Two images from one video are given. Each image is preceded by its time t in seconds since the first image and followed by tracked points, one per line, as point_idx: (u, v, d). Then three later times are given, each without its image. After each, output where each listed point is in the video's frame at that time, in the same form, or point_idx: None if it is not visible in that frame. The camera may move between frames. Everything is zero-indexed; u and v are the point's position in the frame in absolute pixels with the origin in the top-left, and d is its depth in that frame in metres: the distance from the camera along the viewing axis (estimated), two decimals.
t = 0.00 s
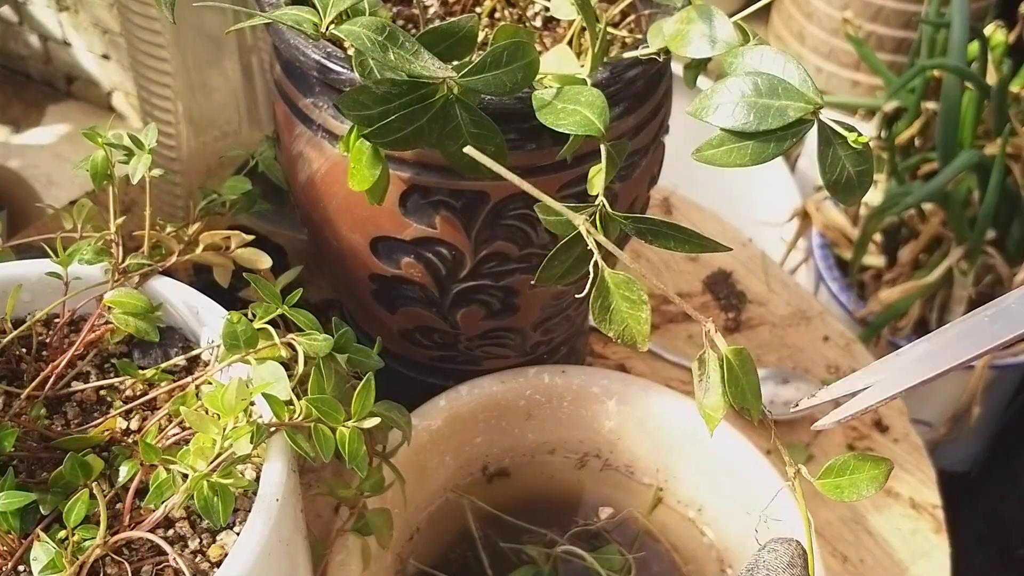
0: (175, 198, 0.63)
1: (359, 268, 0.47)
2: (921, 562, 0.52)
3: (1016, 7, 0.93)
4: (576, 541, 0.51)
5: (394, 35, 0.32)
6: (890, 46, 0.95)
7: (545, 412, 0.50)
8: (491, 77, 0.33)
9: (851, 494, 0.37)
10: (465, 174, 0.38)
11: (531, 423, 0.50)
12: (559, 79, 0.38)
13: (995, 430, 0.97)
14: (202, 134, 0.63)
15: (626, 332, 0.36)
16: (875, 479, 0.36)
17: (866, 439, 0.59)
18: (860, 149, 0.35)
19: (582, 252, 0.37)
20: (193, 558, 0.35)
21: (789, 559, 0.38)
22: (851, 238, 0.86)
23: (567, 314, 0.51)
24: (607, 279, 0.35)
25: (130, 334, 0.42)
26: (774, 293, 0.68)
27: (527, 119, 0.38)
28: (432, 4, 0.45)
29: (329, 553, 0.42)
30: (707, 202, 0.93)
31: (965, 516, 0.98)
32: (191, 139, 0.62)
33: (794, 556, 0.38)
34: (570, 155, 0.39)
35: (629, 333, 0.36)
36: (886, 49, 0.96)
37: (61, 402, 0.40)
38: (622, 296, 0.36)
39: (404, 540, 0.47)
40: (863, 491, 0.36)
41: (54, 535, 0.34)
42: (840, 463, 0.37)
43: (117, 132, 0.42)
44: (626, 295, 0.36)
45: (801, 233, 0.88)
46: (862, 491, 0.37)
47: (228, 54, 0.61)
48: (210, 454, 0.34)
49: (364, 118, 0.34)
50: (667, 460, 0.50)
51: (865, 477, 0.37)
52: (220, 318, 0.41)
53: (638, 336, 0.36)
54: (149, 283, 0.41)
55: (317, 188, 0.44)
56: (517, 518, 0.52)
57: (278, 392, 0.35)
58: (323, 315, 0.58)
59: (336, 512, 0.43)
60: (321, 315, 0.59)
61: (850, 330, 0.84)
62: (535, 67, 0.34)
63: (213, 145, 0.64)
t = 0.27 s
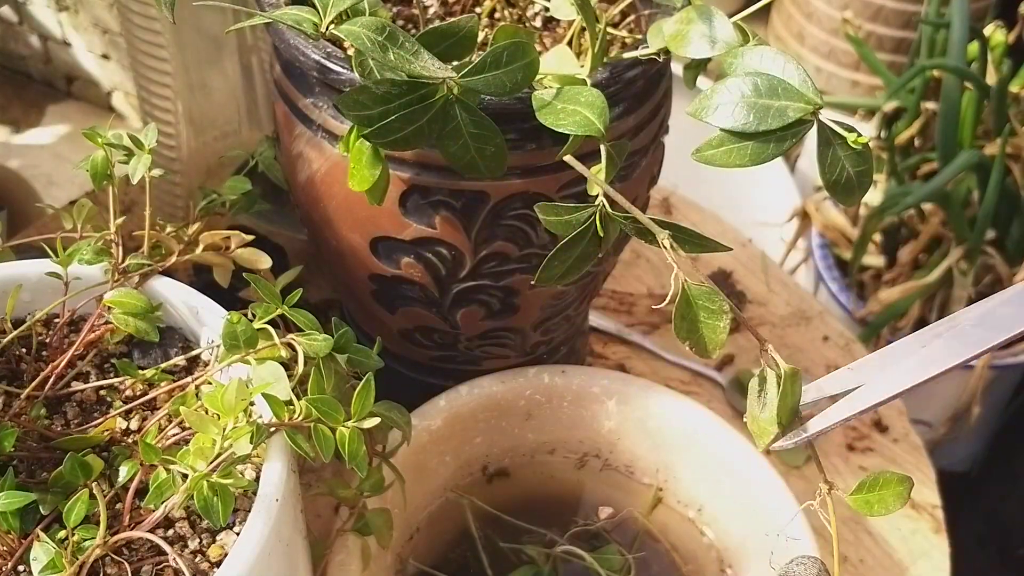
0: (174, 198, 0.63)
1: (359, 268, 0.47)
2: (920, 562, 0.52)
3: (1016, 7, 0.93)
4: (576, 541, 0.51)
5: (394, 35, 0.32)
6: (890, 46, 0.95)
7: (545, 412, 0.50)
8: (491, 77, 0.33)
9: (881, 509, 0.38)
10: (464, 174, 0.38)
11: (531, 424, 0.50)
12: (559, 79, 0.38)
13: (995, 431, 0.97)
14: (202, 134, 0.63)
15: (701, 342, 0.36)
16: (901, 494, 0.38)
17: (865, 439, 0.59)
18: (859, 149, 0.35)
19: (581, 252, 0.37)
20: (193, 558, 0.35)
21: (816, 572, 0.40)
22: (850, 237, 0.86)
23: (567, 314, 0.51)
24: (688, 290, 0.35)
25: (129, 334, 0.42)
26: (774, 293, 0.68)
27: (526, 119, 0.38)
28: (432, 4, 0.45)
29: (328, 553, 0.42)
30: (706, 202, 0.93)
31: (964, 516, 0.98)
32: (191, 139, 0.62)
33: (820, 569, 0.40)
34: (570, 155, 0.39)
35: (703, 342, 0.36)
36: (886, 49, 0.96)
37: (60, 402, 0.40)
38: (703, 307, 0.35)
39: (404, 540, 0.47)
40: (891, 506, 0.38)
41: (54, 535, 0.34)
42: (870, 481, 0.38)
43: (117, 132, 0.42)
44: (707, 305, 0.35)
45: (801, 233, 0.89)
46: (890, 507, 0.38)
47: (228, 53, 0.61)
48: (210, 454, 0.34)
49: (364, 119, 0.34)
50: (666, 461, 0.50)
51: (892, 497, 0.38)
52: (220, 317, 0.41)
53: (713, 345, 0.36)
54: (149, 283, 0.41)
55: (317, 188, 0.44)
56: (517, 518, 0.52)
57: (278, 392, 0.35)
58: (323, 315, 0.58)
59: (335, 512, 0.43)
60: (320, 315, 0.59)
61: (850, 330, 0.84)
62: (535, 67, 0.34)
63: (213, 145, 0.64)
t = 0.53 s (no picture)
0: (174, 199, 0.64)
1: (359, 268, 0.47)
2: (921, 562, 0.52)
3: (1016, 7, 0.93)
4: (576, 541, 0.51)
5: (395, 35, 0.32)
6: (890, 46, 0.95)
7: (545, 412, 0.50)
8: (491, 77, 0.33)
9: (887, 544, 0.38)
10: (465, 174, 0.38)
11: (531, 423, 0.50)
12: (559, 79, 0.38)
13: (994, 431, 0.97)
14: (202, 134, 0.63)
15: (735, 366, 0.36)
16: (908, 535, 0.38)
17: (866, 439, 0.59)
18: (859, 149, 0.35)
19: (581, 252, 0.37)
20: (194, 557, 0.35)
21: None
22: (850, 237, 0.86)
23: (567, 314, 0.51)
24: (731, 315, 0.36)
25: (130, 334, 0.42)
26: (774, 293, 0.68)
27: (526, 119, 0.38)
28: (432, 4, 0.45)
29: (329, 553, 0.42)
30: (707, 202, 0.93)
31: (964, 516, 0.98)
32: (191, 139, 0.62)
33: None
34: (570, 155, 0.39)
35: (736, 367, 0.36)
36: (886, 49, 0.96)
37: (61, 402, 0.40)
38: (740, 334, 0.36)
39: (404, 540, 0.47)
40: (896, 544, 0.38)
41: (54, 535, 0.34)
42: (880, 516, 0.38)
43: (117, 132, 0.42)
44: (746, 333, 0.36)
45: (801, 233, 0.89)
46: (895, 546, 0.38)
47: (229, 53, 0.61)
48: (210, 454, 0.33)
49: (364, 118, 0.34)
50: (667, 460, 0.50)
51: (898, 536, 0.38)
52: (220, 317, 0.41)
53: (745, 371, 0.36)
54: (149, 283, 0.41)
55: (317, 188, 0.44)
56: (517, 518, 0.52)
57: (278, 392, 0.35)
58: (323, 315, 0.58)
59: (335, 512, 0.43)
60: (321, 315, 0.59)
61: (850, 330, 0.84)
62: (535, 67, 0.34)
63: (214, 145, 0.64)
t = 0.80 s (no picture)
0: (176, 199, 0.64)
1: (360, 268, 0.47)
2: (919, 561, 0.53)
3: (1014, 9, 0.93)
4: (575, 540, 0.52)
5: (395, 37, 0.32)
6: (887, 47, 0.95)
7: (545, 412, 0.50)
8: (491, 79, 0.33)
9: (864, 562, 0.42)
10: (464, 175, 0.38)
11: (531, 423, 0.51)
12: (558, 81, 0.38)
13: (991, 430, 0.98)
14: (204, 135, 0.63)
15: (706, 409, 0.38)
16: (885, 555, 0.42)
17: (863, 438, 0.59)
18: (856, 149, 0.35)
19: (580, 253, 0.37)
20: (196, 556, 0.35)
21: None
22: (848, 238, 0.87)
23: (566, 314, 0.52)
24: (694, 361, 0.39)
25: (132, 334, 0.42)
26: (772, 293, 0.68)
27: (526, 120, 0.39)
28: (432, 7, 0.45)
29: (329, 552, 0.42)
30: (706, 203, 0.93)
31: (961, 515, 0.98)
32: (193, 140, 0.63)
33: None
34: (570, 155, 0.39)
35: (705, 412, 0.38)
36: (883, 51, 0.96)
37: (63, 402, 0.40)
38: (705, 378, 0.38)
39: (404, 539, 0.48)
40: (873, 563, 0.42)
41: (57, 534, 0.34)
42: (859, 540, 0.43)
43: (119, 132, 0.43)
44: (709, 377, 0.38)
45: (799, 233, 0.89)
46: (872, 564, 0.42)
47: (230, 54, 0.61)
48: (212, 452, 0.34)
49: (365, 120, 0.34)
50: (666, 460, 0.50)
51: (877, 555, 0.42)
52: (222, 317, 0.41)
53: (716, 413, 0.38)
54: (152, 283, 0.42)
55: (318, 188, 0.44)
56: (517, 517, 0.52)
57: (279, 391, 0.35)
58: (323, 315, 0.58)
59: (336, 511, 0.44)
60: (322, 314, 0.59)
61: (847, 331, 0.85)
62: (535, 69, 0.34)
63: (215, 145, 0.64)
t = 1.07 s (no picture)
0: (176, 199, 0.64)
1: (360, 268, 0.47)
2: (919, 561, 0.53)
3: (1013, 9, 0.93)
4: (575, 540, 0.52)
5: (395, 36, 0.32)
6: (887, 47, 0.96)
7: (545, 412, 0.50)
8: (491, 79, 0.33)
9: None
10: (464, 175, 0.38)
11: (531, 423, 0.51)
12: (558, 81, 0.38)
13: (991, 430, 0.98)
14: (203, 135, 0.63)
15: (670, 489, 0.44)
16: None
17: (863, 438, 0.59)
18: (856, 149, 0.35)
19: (580, 253, 0.37)
20: (196, 556, 0.35)
21: None
22: (848, 238, 0.87)
23: (566, 314, 0.52)
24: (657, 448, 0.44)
25: (132, 334, 0.42)
26: (772, 293, 0.68)
27: (526, 120, 0.39)
28: (432, 7, 0.45)
29: (329, 551, 0.42)
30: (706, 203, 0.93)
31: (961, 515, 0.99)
32: (192, 140, 0.63)
33: None
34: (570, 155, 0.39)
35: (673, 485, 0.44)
36: (883, 51, 0.96)
37: (63, 402, 0.40)
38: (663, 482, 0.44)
39: (404, 539, 0.48)
40: None
41: (57, 534, 0.34)
42: None
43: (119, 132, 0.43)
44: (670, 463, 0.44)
45: (800, 233, 0.89)
46: None
47: (230, 54, 0.61)
48: (212, 452, 0.34)
49: (365, 120, 0.34)
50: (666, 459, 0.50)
51: None
52: (222, 318, 0.41)
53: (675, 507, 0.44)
54: (152, 283, 0.42)
55: (318, 188, 0.44)
56: (518, 518, 0.52)
57: (280, 391, 0.35)
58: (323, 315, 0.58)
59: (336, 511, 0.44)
60: (322, 314, 0.59)
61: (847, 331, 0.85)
62: (535, 68, 0.34)
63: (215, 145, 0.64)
